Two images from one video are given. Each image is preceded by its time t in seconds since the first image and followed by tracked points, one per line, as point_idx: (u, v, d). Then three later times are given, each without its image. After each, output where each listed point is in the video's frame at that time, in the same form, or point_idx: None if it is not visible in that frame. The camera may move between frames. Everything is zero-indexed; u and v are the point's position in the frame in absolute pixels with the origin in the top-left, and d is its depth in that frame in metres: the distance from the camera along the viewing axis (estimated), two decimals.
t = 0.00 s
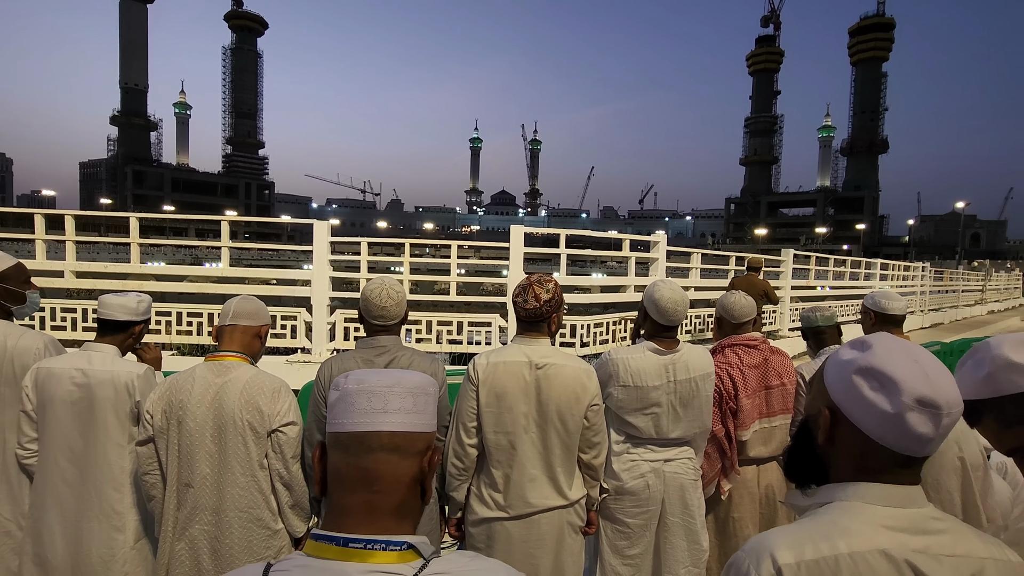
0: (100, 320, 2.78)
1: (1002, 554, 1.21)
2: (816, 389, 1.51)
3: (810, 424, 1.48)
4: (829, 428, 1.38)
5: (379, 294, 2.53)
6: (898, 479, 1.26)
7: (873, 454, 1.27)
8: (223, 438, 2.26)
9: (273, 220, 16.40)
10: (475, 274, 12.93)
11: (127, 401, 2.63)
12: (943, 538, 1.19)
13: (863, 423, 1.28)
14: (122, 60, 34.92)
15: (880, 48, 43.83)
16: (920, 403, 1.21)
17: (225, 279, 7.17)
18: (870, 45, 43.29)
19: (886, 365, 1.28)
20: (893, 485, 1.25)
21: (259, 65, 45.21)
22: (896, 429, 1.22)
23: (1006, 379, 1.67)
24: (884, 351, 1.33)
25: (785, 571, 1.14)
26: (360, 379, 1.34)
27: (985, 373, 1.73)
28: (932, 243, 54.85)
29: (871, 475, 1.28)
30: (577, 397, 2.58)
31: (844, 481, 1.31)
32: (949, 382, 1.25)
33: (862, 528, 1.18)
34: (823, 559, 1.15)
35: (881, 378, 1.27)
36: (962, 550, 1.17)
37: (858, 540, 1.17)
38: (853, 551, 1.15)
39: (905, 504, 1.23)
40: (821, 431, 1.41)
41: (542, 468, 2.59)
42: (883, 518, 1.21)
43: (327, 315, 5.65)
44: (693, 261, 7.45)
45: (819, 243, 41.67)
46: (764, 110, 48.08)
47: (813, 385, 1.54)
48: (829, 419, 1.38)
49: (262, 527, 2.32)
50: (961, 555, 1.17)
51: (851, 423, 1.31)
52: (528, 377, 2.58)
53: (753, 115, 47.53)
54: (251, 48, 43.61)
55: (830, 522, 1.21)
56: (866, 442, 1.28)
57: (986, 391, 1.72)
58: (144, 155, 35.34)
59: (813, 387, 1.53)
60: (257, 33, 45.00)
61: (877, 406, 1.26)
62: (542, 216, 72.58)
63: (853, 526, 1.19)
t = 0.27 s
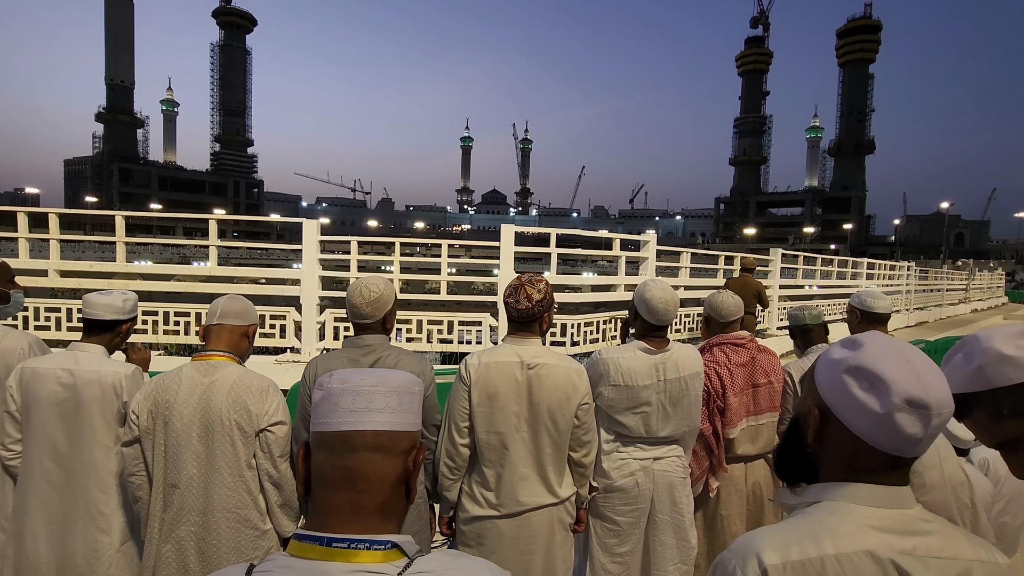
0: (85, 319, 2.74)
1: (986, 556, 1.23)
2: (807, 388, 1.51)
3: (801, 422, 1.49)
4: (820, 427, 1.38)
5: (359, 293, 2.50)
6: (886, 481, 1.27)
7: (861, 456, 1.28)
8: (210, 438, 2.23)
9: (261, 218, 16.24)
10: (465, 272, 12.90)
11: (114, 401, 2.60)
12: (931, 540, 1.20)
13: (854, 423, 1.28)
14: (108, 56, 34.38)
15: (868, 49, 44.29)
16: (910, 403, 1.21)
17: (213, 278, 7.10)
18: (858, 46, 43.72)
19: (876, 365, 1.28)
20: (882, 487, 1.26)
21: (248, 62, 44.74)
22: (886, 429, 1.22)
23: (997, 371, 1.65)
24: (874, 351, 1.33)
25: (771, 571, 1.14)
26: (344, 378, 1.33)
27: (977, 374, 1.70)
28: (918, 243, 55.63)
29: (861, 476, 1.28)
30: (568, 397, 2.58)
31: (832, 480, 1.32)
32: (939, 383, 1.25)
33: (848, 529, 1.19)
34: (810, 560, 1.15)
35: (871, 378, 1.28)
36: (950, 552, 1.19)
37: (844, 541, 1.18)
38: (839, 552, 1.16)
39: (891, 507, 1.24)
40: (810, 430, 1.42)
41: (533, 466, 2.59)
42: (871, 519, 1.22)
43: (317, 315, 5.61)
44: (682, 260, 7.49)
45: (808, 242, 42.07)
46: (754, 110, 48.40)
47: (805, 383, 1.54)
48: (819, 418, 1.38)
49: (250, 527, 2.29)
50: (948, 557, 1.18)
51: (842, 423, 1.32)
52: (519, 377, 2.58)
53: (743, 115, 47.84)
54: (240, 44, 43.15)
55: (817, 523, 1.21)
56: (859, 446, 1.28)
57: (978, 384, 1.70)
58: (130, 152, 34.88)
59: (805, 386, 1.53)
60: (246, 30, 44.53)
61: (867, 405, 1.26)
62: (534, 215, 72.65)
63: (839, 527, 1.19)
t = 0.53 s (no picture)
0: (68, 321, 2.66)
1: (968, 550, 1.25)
2: (789, 385, 1.52)
3: (784, 419, 1.50)
4: (803, 423, 1.40)
5: (345, 291, 2.49)
6: (869, 477, 1.28)
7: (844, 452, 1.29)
8: (199, 437, 2.21)
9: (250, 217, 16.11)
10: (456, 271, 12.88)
11: (105, 401, 2.57)
12: (914, 537, 1.22)
13: (836, 416, 1.30)
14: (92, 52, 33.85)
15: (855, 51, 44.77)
16: (887, 395, 1.24)
17: (201, 277, 7.03)
18: (846, 47, 44.15)
19: (855, 360, 1.31)
20: (865, 484, 1.28)
21: (236, 59, 44.26)
22: (866, 421, 1.24)
23: (992, 349, 1.64)
24: (854, 346, 1.36)
25: (756, 568, 1.15)
26: (331, 377, 1.33)
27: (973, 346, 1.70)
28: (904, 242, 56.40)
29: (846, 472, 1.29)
30: (560, 396, 2.58)
31: (815, 477, 1.33)
32: (915, 377, 1.29)
33: (832, 527, 1.20)
34: (795, 556, 1.16)
35: (849, 370, 1.30)
36: (933, 550, 1.21)
37: (828, 539, 1.19)
38: (823, 549, 1.17)
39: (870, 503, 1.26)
40: (794, 425, 1.43)
41: (525, 466, 2.58)
42: (856, 516, 1.23)
43: (306, 314, 5.58)
44: (672, 259, 7.53)
45: (797, 242, 42.47)
46: (744, 111, 48.76)
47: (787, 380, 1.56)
48: (802, 414, 1.40)
49: (239, 527, 2.26)
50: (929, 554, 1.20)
51: (822, 417, 1.33)
52: (511, 378, 2.56)
53: (733, 115, 48.17)
54: (228, 41, 42.69)
55: (802, 520, 1.22)
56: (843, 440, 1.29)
57: (972, 358, 1.69)
58: (116, 150, 34.42)
59: (786, 383, 1.55)
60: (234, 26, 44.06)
61: (846, 397, 1.28)
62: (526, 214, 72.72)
63: (823, 525, 1.20)
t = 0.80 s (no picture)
0: (54, 323, 2.61)
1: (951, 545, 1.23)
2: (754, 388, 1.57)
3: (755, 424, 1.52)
4: (771, 414, 1.43)
5: (331, 289, 2.49)
6: (844, 469, 1.30)
7: (816, 433, 1.32)
8: (185, 438, 2.16)
9: (240, 216, 16.00)
10: (448, 270, 12.86)
11: (93, 400, 2.49)
12: (893, 529, 1.21)
13: (795, 393, 1.35)
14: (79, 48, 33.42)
15: (844, 52, 45.26)
16: (835, 364, 1.33)
17: (190, 276, 6.97)
18: (835, 49, 44.62)
19: (801, 345, 1.43)
20: (841, 474, 1.29)
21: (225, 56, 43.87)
22: (822, 391, 1.30)
23: (982, 330, 1.63)
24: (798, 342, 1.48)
25: (738, 563, 1.16)
26: (315, 376, 1.32)
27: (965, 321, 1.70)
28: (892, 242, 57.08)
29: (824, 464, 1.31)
30: (552, 393, 2.52)
31: (794, 472, 1.34)
32: (858, 357, 1.40)
33: (812, 520, 1.21)
34: (776, 551, 1.17)
35: (800, 352, 1.41)
36: (911, 542, 1.19)
37: (809, 533, 1.19)
38: (804, 543, 1.17)
39: (847, 493, 1.27)
40: (763, 421, 1.46)
41: (518, 462, 2.51)
42: (835, 510, 1.23)
43: (297, 313, 5.55)
44: (662, 258, 7.56)
45: (787, 241, 42.84)
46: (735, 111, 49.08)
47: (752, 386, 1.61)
48: (768, 409, 1.43)
49: (226, 528, 2.21)
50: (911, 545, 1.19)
51: (785, 400, 1.38)
52: (504, 374, 2.49)
53: (724, 116, 48.49)
54: (217, 38, 42.29)
55: (784, 516, 1.23)
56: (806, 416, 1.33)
57: (964, 332, 1.69)
58: (102, 147, 34.02)
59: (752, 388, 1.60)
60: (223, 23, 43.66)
61: (800, 373, 1.36)
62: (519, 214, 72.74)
63: (804, 519, 1.21)
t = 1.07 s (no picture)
0: (44, 325, 2.55)
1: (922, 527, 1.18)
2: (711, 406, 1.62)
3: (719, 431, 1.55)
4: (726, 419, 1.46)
5: (318, 288, 2.48)
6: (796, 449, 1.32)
7: (766, 417, 1.37)
8: (172, 439, 2.13)
9: (230, 216, 15.86)
10: (441, 270, 12.85)
11: (85, 400, 2.45)
12: (854, 501, 1.18)
13: (738, 390, 1.41)
14: (65, 45, 32.92)
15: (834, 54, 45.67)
16: (767, 358, 1.40)
17: (179, 276, 6.90)
18: (824, 50, 45.03)
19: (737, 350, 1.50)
20: (799, 454, 1.30)
21: (215, 54, 43.44)
22: (758, 382, 1.37)
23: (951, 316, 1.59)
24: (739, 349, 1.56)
25: (711, 535, 1.16)
26: (301, 376, 1.32)
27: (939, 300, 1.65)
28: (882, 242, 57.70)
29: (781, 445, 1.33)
30: (544, 392, 2.49)
31: (764, 460, 1.33)
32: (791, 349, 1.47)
33: (782, 492, 1.19)
34: (745, 522, 1.16)
35: (737, 356, 1.50)
36: (870, 513, 1.15)
37: (779, 504, 1.17)
38: (772, 513, 1.15)
39: (817, 468, 1.26)
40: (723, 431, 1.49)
41: (510, 462, 2.49)
42: (802, 485, 1.21)
43: (287, 313, 5.51)
44: (654, 258, 7.60)
45: (778, 241, 43.17)
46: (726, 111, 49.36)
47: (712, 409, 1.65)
48: (724, 414, 1.47)
49: (214, 530, 2.19)
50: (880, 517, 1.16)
51: (734, 401, 1.43)
52: (496, 374, 2.45)
53: (716, 116, 48.77)
54: (207, 35, 41.87)
55: (752, 492, 1.22)
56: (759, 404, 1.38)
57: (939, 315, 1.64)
58: (89, 146, 33.59)
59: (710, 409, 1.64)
60: (213, 21, 43.24)
61: (737, 372, 1.44)
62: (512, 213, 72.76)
63: (774, 491, 1.19)
